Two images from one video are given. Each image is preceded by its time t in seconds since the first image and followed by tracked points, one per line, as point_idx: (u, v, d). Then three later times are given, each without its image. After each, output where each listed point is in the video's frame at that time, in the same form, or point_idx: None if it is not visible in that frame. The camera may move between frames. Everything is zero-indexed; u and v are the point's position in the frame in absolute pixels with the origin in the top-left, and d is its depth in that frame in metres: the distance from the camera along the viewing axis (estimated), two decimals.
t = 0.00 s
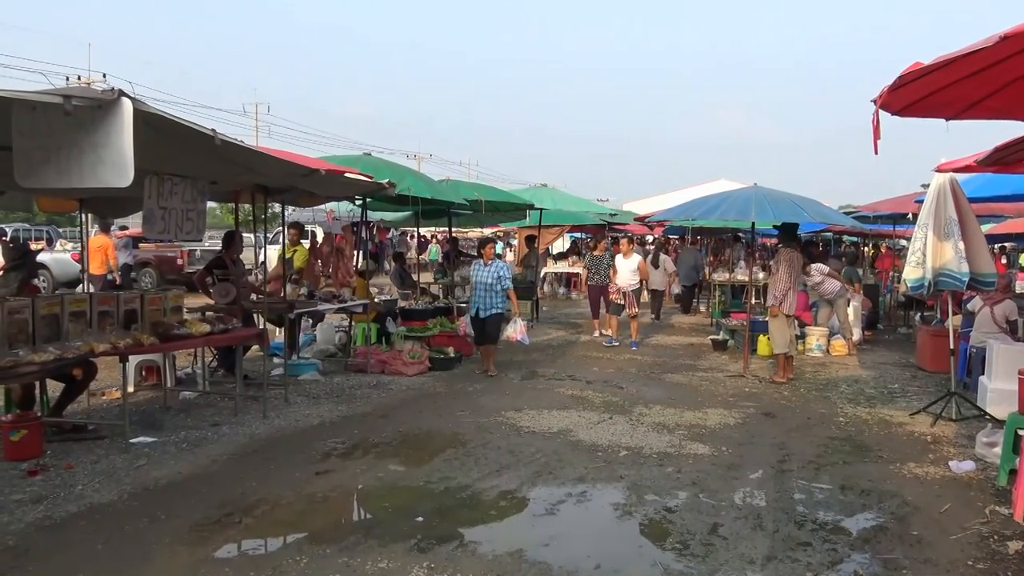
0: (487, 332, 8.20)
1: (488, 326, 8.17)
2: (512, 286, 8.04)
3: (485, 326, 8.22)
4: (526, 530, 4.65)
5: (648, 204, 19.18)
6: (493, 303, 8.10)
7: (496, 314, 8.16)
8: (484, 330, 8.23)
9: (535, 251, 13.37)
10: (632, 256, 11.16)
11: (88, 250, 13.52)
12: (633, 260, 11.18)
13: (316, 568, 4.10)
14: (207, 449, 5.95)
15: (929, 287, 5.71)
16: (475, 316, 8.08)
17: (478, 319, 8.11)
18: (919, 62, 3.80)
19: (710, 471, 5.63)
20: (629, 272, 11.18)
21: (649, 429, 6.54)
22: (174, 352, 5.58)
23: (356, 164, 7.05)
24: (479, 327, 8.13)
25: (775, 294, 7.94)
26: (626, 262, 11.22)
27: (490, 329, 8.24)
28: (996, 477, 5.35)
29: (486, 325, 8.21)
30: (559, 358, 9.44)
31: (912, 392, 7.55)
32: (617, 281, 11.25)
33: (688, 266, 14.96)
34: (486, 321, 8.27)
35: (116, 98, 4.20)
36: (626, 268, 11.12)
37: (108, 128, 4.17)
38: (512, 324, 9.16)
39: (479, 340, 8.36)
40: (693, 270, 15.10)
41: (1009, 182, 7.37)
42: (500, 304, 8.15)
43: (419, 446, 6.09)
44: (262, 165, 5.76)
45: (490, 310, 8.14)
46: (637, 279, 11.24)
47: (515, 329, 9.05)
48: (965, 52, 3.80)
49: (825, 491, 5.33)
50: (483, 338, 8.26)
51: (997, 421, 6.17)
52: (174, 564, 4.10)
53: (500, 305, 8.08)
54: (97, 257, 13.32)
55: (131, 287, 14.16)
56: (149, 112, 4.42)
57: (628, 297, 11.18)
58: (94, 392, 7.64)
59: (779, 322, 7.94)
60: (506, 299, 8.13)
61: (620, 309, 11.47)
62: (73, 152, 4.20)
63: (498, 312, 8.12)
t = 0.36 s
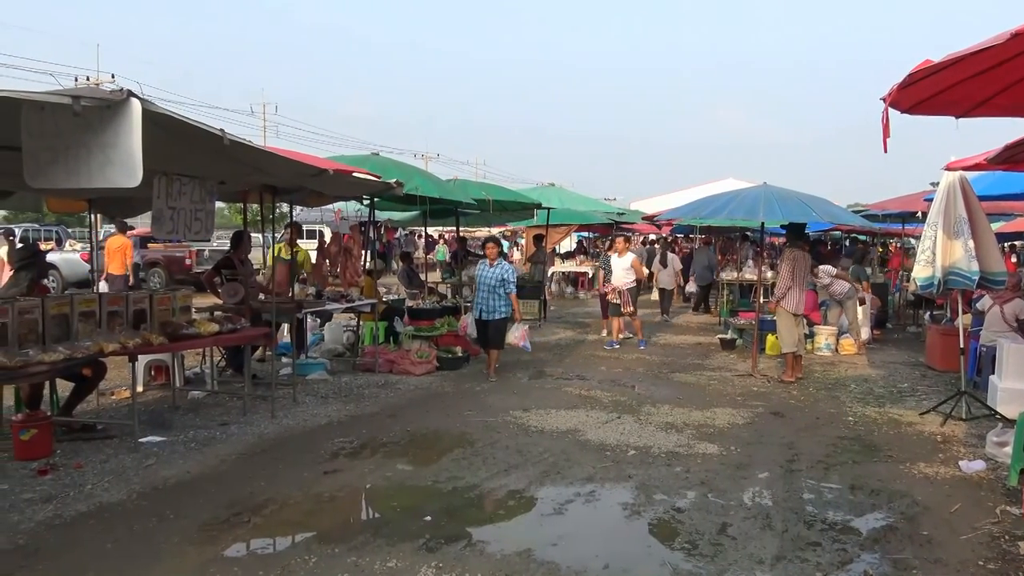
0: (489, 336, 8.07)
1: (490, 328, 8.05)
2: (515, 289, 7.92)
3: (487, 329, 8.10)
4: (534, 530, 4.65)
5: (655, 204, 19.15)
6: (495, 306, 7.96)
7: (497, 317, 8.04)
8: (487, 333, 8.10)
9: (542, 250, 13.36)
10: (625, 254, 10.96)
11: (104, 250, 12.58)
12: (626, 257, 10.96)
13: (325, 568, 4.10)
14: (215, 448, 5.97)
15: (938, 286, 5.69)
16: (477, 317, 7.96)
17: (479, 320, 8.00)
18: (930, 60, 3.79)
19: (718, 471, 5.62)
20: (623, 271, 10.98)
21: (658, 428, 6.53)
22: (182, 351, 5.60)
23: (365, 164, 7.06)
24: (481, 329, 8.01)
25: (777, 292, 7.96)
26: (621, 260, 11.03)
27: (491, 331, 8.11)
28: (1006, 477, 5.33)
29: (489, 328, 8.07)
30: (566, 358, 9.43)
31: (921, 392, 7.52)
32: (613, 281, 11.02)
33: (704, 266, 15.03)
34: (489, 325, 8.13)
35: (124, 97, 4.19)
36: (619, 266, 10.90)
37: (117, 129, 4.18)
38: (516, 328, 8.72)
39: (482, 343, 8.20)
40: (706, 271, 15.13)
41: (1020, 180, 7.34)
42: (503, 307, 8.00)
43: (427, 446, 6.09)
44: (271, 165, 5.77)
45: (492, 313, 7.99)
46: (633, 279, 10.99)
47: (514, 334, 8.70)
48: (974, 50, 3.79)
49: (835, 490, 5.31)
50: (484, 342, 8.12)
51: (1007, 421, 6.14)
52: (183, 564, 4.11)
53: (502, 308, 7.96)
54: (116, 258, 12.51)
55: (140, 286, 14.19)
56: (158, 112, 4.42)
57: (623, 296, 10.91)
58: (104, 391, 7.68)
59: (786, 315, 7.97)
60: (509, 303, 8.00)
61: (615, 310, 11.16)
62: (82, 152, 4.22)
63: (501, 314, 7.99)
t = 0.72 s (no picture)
0: (486, 337, 8.05)
1: (487, 330, 8.02)
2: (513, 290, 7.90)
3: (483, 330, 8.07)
4: (534, 529, 4.65)
5: (656, 203, 19.15)
6: (492, 308, 7.93)
7: (494, 318, 8.00)
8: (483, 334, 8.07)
9: (542, 249, 13.36)
10: (616, 252, 10.93)
11: (112, 248, 12.55)
12: (616, 255, 10.91)
13: (325, 566, 4.10)
14: (215, 447, 5.96)
15: (938, 286, 5.70)
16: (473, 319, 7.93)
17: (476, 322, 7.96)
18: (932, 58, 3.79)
19: (718, 470, 5.62)
20: (616, 270, 10.90)
21: (657, 427, 6.53)
22: (182, 350, 5.61)
23: (365, 162, 7.06)
24: (478, 330, 7.98)
25: (772, 291, 7.98)
26: (614, 260, 11.00)
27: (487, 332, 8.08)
28: (1006, 477, 5.32)
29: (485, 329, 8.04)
30: (566, 357, 9.43)
31: (921, 391, 7.52)
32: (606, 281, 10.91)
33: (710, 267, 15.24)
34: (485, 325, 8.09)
35: (125, 95, 4.18)
36: (610, 264, 10.83)
37: (118, 127, 4.17)
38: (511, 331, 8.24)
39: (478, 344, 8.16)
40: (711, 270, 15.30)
41: (1020, 180, 7.33)
42: (500, 308, 7.96)
43: (427, 445, 6.09)
44: (270, 164, 5.77)
45: (489, 314, 7.95)
46: (626, 278, 10.85)
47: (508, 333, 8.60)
48: (975, 49, 3.79)
49: (835, 490, 5.31)
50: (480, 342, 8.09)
51: (1007, 420, 6.14)
52: (183, 562, 4.11)
53: (499, 309, 7.93)
54: (125, 256, 12.52)
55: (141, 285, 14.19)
56: (158, 111, 4.42)
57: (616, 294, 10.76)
58: (104, 390, 7.68)
59: (784, 317, 7.94)
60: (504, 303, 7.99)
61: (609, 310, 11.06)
62: (83, 151, 4.21)
63: (497, 315, 7.95)
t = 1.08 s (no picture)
0: (478, 336, 7.87)
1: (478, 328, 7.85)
2: (504, 285, 7.85)
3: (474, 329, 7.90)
4: (534, 528, 4.65)
5: (656, 201, 19.15)
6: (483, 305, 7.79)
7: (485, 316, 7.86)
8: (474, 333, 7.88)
9: (542, 248, 13.36)
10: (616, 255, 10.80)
11: (121, 245, 12.54)
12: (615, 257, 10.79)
13: (324, 565, 4.10)
14: (215, 445, 5.96)
15: (937, 285, 5.70)
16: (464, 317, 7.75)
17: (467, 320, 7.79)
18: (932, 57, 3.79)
19: (718, 469, 5.62)
20: (614, 271, 10.82)
21: (657, 426, 6.53)
22: (182, 349, 5.60)
23: (365, 161, 7.06)
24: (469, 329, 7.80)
25: (772, 291, 7.97)
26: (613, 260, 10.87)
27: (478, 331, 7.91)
28: (1005, 476, 5.33)
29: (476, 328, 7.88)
30: (566, 355, 9.43)
31: (920, 390, 7.52)
32: (604, 281, 10.86)
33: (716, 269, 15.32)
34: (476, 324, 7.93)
35: (125, 94, 4.17)
36: (609, 265, 10.76)
37: (117, 126, 4.16)
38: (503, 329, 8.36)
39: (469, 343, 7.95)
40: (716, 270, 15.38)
41: (1021, 179, 7.33)
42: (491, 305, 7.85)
43: (426, 444, 6.08)
44: (270, 163, 5.77)
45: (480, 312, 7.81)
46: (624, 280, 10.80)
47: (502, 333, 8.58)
48: (975, 48, 3.78)
49: (834, 489, 5.31)
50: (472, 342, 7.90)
51: (1007, 419, 6.14)
52: (183, 561, 4.11)
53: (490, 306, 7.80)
54: (133, 254, 12.50)
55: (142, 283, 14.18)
56: (158, 109, 4.41)
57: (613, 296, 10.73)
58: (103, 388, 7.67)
59: (784, 316, 7.95)
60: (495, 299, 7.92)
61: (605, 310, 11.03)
62: (82, 149, 4.21)
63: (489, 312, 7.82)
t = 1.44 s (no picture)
0: (470, 339, 7.76)
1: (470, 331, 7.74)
2: (497, 289, 7.73)
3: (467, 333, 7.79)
4: (534, 527, 4.64)
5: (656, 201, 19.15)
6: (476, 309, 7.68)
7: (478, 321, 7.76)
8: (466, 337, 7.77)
9: (542, 247, 13.35)
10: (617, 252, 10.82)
11: (126, 244, 12.55)
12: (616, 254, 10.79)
13: (324, 564, 4.10)
14: (215, 445, 5.95)
15: (938, 284, 5.69)
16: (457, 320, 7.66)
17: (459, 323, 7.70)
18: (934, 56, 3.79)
19: (719, 468, 5.61)
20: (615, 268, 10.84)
21: (658, 425, 6.53)
22: (182, 348, 5.60)
23: (365, 160, 7.05)
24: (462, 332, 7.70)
25: (773, 291, 7.97)
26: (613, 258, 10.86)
27: (470, 335, 7.79)
28: (1006, 475, 5.32)
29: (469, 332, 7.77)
30: (566, 355, 9.43)
31: (921, 390, 7.51)
32: (604, 278, 10.88)
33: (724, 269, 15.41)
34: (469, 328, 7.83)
35: (125, 93, 4.16)
36: (610, 263, 10.77)
37: (117, 125, 4.15)
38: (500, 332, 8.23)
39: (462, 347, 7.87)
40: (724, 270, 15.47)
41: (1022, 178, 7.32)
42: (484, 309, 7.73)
43: (427, 443, 6.08)
44: (270, 162, 5.76)
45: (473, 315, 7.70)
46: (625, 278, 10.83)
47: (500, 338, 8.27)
48: (977, 46, 3.78)
49: (835, 488, 5.31)
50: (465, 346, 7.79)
51: (1007, 418, 6.14)
52: (183, 560, 4.10)
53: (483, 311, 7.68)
54: (137, 253, 12.49)
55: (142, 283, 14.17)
56: (158, 108, 4.40)
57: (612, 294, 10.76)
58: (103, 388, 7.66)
59: (785, 315, 7.94)
60: (489, 303, 7.81)
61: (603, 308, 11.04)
62: (82, 149, 4.20)
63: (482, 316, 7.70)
